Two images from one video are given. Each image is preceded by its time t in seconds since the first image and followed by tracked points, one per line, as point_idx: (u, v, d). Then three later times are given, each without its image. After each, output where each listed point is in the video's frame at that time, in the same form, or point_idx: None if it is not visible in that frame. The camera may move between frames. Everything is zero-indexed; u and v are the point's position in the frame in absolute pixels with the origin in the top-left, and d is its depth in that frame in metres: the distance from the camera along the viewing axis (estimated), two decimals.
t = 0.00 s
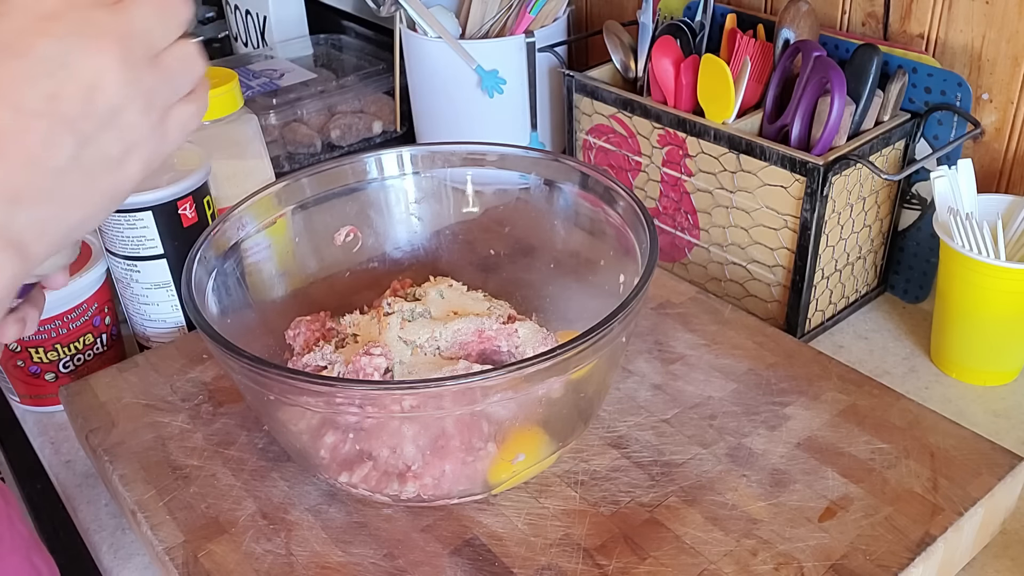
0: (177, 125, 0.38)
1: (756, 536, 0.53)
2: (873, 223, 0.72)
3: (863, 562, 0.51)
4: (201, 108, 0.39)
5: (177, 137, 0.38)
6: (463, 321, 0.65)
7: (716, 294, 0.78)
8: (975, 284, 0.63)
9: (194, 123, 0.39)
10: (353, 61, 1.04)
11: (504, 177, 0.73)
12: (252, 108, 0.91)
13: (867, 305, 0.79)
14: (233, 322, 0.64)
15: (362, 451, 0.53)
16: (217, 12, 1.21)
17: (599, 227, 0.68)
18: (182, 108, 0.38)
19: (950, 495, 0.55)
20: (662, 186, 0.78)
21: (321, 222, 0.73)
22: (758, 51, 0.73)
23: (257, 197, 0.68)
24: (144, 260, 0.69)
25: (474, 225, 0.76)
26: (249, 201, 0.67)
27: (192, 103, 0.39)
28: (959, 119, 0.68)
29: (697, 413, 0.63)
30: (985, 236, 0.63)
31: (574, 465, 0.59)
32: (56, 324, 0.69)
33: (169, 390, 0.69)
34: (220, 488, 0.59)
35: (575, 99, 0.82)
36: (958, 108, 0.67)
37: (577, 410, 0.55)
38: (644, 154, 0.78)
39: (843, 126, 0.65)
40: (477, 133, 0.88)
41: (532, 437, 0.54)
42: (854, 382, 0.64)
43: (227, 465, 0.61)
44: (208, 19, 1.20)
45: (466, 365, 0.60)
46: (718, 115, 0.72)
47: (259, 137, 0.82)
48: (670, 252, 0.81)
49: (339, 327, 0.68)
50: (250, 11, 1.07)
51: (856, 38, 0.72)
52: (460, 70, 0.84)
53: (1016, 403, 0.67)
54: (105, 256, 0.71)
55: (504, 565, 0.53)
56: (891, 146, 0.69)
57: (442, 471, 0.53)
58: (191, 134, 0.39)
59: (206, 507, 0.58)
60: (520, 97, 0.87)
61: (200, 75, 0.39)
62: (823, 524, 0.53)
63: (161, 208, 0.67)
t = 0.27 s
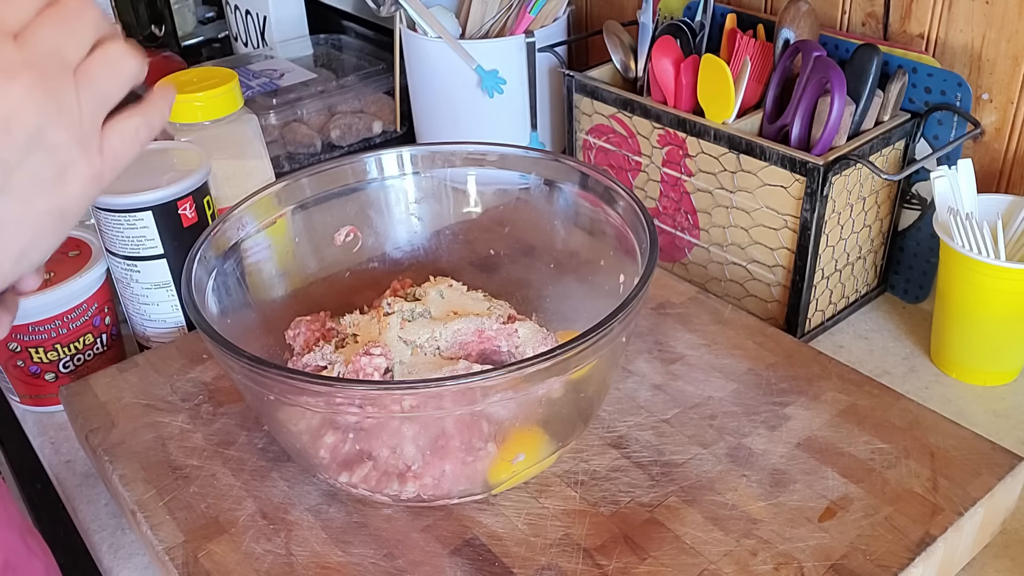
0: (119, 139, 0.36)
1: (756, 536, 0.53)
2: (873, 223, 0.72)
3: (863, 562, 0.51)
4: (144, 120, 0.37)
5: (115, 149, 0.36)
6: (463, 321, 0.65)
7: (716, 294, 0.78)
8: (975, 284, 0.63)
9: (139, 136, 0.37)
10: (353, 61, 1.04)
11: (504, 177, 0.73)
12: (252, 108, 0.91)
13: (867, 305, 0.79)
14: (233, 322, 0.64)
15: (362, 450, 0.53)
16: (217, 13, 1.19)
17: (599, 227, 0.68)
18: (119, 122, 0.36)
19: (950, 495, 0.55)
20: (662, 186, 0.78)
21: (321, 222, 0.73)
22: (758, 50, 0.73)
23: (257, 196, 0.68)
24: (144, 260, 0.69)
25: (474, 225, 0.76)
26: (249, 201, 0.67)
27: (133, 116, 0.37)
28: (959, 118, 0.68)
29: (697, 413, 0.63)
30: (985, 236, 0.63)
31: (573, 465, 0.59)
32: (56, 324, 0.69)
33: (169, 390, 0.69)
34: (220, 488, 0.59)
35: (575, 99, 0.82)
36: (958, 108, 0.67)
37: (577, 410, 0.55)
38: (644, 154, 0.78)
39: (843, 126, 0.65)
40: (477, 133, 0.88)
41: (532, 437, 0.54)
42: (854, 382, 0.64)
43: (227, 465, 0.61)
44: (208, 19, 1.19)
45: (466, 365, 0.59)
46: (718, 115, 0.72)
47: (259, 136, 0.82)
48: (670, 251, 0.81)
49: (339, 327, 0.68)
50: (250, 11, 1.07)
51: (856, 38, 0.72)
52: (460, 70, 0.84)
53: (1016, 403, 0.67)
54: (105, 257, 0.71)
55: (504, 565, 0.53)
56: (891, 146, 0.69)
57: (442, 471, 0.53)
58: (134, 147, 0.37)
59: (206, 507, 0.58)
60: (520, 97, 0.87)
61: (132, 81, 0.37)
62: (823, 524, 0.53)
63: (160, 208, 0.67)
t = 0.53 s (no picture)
0: (135, 100, 0.40)
1: (756, 536, 0.53)
2: (873, 223, 0.72)
3: (863, 562, 0.51)
4: (153, 85, 0.41)
5: (133, 110, 0.40)
6: (463, 321, 0.65)
7: (716, 294, 0.78)
8: (975, 284, 0.63)
9: (148, 100, 0.41)
10: (353, 60, 1.04)
11: (504, 177, 0.73)
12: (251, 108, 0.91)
13: (867, 305, 0.79)
14: (232, 322, 0.64)
15: (362, 450, 0.53)
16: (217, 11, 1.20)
17: (599, 227, 0.68)
18: (132, 86, 0.40)
19: (950, 495, 0.55)
20: (662, 186, 0.78)
21: (321, 222, 0.73)
22: (758, 50, 0.73)
23: (257, 196, 0.68)
24: (144, 260, 0.69)
25: (474, 225, 0.76)
26: (249, 201, 0.67)
27: (140, 81, 0.41)
28: (959, 119, 0.68)
29: (697, 413, 0.63)
30: (985, 236, 0.63)
31: (573, 465, 0.59)
32: (56, 324, 0.69)
33: (169, 390, 0.69)
34: (220, 488, 0.59)
35: (575, 99, 0.82)
36: (958, 108, 0.67)
37: (577, 410, 0.55)
38: (644, 154, 0.78)
39: (843, 126, 0.65)
40: (477, 133, 0.88)
41: (532, 437, 0.54)
42: (854, 382, 0.64)
43: (227, 465, 0.61)
44: (208, 19, 1.18)
45: (466, 365, 0.59)
46: (718, 115, 0.72)
47: (260, 137, 0.82)
48: (670, 251, 0.81)
49: (339, 327, 0.68)
50: (250, 11, 1.07)
51: (856, 38, 0.72)
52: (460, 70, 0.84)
53: (1016, 403, 0.67)
54: (105, 257, 0.71)
55: (504, 565, 0.53)
56: (891, 146, 0.69)
57: (442, 471, 0.53)
58: (146, 109, 0.41)
59: (206, 507, 0.58)
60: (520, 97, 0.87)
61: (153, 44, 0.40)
62: (823, 524, 0.53)
63: (160, 208, 0.67)
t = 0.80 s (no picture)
0: None
1: (756, 536, 0.53)
2: (873, 223, 0.72)
3: (863, 562, 0.51)
4: None
5: None
6: (463, 321, 0.65)
7: (716, 294, 0.78)
8: (975, 284, 0.63)
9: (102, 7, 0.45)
10: (353, 60, 1.04)
11: (504, 177, 0.73)
12: (251, 108, 0.91)
13: (867, 305, 0.79)
14: (232, 321, 0.64)
15: (362, 451, 0.53)
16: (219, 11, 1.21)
17: (599, 227, 0.68)
18: None
19: (950, 495, 0.55)
20: (662, 186, 0.78)
21: (321, 222, 0.73)
22: (758, 51, 0.73)
23: (257, 197, 0.68)
24: (144, 260, 0.69)
25: (473, 225, 0.76)
26: (249, 201, 0.67)
27: None
28: (959, 119, 0.68)
29: (697, 413, 0.63)
30: (985, 236, 0.63)
31: (573, 465, 0.59)
32: (56, 324, 0.69)
33: (169, 390, 0.69)
34: (220, 488, 0.59)
35: (575, 99, 0.82)
36: (958, 108, 0.67)
37: (577, 410, 0.55)
38: (644, 154, 0.78)
39: (843, 126, 0.65)
40: (477, 133, 0.88)
41: (532, 437, 0.54)
42: (854, 382, 0.64)
43: (227, 465, 0.61)
44: (208, 18, 1.19)
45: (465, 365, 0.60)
46: (718, 115, 0.72)
47: (260, 137, 0.82)
48: (670, 251, 0.81)
49: (340, 327, 0.68)
50: (250, 11, 1.07)
51: (856, 38, 0.72)
52: (460, 69, 0.84)
53: (1016, 403, 0.67)
54: (105, 257, 0.71)
55: (504, 565, 0.53)
56: (891, 146, 0.69)
57: (442, 471, 0.53)
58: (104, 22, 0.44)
59: (206, 507, 0.58)
60: (520, 97, 0.87)
61: None
62: (823, 524, 0.53)
63: (161, 208, 0.67)
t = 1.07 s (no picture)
0: None
1: (756, 536, 0.53)
2: (873, 223, 0.72)
3: (863, 562, 0.51)
4: None
5: None
6: (464, 320, 0.65)
7: (716, 294, 0.78)
8: (975, 284, 0.63)
9: None
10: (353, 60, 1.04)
11: (504, 177, 0.73)
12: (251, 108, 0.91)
13: (867, 305, 0.79)
14: (232, 321, 0.64)
15: (362, 451, 0.53)
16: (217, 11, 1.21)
17: (599, 226, 0.68)
18: None
19: (950, 495, 0.55)
20: (662, 186, 0.78)
21: (321, 222, 0.73)
22: (758, 51, 0.73)
23: (257, 196, 0.68)
24: (144, 260, 0.69)
25: (474, 225, 0.76)
26: (249, 201, 0.67)
27: None
28: (959, 119, 0.68)
29: (697, 413, 0.63)
30: (985, 236, 0.63)
31: (573, 465, 0.59)
32: (56, 324, 0.69)
33: (169, 390, 0.69)
34: (220, 488, 0.59)
35: (575, 99, 0.82)
36: (958, 108, 0.67)
37: (577, 410, 0.55)
38: (644, 154, 0.78)
39: (843, 126, 0.65)
40: (477, 133, 0.88)
41: (532, 437, 0.54)
42: (854, 382, 0.64)
43: (227, 465, 0.61)
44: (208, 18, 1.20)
45: (465, 365, 0.59)
46: (718, 115, 0.72)
47: (260, 136, 0.82)
48: (670, 252, 0.81)
49: (339, 328, 0.68)
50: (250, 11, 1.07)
51: (856, 38, 0.72)
52: (460, 70, 0.84)
53: (1016, 403, 0.67)
54: (105, 257, 0.71)
55: (504, 565, 0.53)
56: (891, 146, 0.69)
57: (442, 471, 0.53)
58: None
59: (206, 507, 0.58)
60: (520, 97, 0.87)
61: None
62: (823, 524, 0.53)
63: (161, 208, 0.67)
